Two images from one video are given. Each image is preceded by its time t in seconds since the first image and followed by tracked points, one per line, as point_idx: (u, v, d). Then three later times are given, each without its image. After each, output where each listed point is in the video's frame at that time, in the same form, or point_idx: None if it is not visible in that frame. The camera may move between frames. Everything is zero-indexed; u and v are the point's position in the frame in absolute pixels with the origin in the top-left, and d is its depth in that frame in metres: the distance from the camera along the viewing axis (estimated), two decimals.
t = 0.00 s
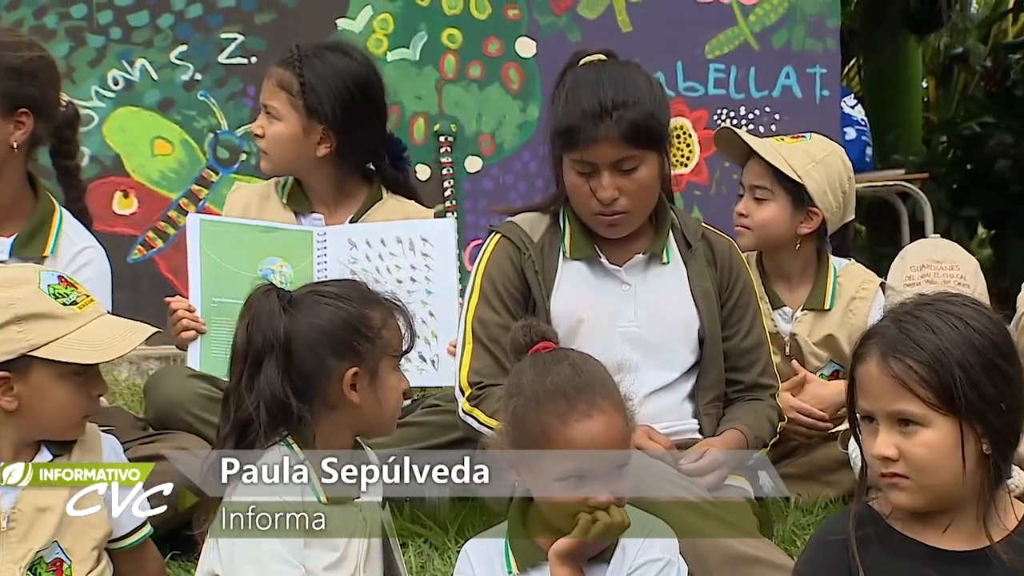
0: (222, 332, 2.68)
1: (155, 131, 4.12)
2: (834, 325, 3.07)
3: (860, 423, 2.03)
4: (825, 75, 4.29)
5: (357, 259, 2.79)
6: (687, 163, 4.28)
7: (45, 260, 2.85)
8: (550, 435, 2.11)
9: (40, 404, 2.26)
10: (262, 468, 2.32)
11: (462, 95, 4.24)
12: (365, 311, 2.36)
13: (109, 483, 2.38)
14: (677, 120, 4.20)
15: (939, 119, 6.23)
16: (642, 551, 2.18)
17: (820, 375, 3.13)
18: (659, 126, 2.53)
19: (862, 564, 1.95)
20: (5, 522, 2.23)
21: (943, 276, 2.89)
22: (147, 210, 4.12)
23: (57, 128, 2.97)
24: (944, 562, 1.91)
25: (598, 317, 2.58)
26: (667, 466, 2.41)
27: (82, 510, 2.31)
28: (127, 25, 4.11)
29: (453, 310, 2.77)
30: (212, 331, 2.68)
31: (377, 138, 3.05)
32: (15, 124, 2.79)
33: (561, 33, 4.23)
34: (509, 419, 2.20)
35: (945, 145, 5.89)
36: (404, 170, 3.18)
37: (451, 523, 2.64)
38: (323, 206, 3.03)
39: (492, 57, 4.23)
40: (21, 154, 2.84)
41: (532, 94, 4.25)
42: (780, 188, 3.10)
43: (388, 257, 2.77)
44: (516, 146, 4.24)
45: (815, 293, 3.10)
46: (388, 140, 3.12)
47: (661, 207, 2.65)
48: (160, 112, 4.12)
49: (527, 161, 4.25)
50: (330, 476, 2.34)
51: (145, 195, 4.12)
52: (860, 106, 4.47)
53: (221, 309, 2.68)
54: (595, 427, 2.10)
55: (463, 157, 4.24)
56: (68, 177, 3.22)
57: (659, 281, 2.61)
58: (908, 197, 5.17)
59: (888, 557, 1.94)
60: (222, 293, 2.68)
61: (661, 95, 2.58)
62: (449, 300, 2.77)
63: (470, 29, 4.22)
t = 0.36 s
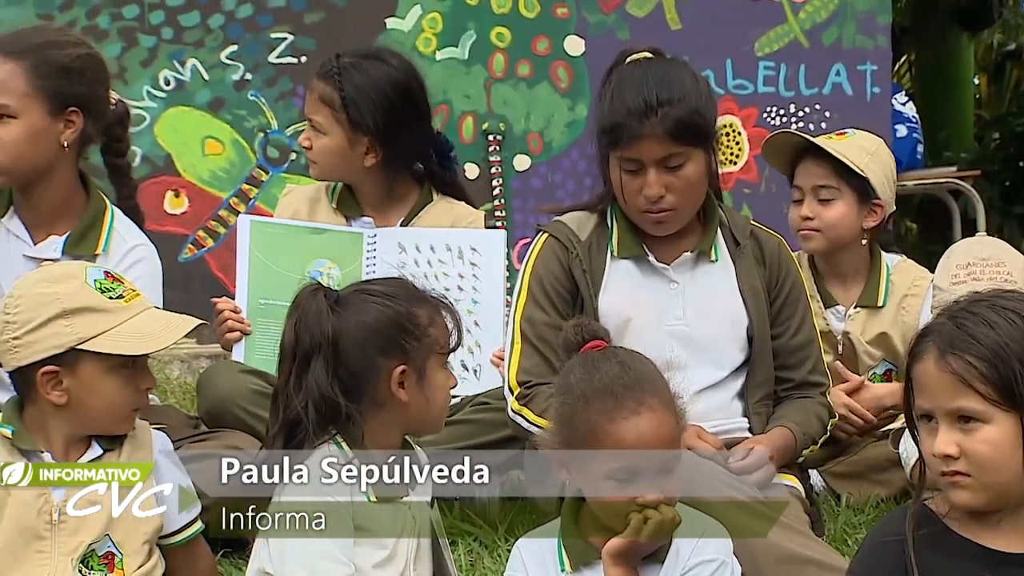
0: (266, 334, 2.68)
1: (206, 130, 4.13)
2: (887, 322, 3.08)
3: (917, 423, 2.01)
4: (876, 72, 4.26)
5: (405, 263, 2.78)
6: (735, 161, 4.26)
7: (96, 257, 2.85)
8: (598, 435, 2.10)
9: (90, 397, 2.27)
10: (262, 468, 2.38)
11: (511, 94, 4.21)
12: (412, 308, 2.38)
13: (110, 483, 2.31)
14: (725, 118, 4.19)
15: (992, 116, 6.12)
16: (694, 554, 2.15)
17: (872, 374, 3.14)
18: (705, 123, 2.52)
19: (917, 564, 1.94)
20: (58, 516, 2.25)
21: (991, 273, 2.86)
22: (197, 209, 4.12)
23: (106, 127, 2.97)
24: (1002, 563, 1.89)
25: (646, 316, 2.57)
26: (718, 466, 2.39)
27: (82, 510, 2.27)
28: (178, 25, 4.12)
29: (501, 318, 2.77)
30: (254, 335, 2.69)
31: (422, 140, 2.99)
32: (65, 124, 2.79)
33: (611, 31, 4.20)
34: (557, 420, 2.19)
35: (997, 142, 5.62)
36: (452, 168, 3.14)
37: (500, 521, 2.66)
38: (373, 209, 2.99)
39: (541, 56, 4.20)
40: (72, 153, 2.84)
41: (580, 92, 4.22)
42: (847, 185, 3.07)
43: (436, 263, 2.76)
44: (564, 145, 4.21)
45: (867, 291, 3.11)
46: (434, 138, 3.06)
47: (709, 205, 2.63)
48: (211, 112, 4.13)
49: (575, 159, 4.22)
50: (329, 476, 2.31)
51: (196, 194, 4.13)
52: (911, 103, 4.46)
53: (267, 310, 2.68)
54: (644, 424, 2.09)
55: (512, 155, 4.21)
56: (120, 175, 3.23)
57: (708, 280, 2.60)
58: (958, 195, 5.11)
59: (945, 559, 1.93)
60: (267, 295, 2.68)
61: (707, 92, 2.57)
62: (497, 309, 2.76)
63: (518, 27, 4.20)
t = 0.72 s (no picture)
0: (316, 336, 2.72)
1: (252, 131, 4.03)
2: (935, 322, 3.06)
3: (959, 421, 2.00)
4: (925, 71, 4.14)
5: (453, 266, 2.84)
6: (782, 161, 4.16)
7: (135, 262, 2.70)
8: (624, 422, 2.10)
9: (133, 393, 2.27)
10: (263, 468, 2.39)
11: (556, 95, 4.10)
12: (454, 310, 2.39)
13: (110, 483, 2.30)
14: (773, 117, 4.09)
15: None
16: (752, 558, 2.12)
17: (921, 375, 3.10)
18: (752, 122, 2.50)
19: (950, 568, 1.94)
20: (96, 516, 2.28)
21: None
22: (243, 210, 4.02)
23: (149, 132, 2.91)
24: None
25: (693, 315, 2.57)
26: (770, 466, 2.38)
27: (83, 510, 2.28)
28: (223, 26, 4.01)
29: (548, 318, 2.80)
30: (305, 338, 2.72)
31: (464, 140, 2.99)
32: (110, 128, 2.68)
33: (656, 31, 4.09)
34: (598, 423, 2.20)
35: None
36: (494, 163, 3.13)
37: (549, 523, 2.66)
38: (419, 212, 2.99)
39: (585, 56, 4.10)
40: (115, 157, 2.72)
41: (625, 91, 4.11)
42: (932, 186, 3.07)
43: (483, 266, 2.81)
44: (610, 145, 4.11)
45: (915, 290, 3.08)
46: (477, 134, 3.05)
47: (756, 204, 2.62)
48: (256, 113, 4.03)
49: (621, 160, 4.11)
50: (329, 476, 2.31)
51: (242, 195, 4.02)
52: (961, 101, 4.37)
53: (318, 313, 2.73)
54: (670, 414, 2.05)
55: (557, 156, 4.11)
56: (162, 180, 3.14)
57: (754, 280, 2.60)
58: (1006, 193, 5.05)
59: (976, 557, 1.93)
60: (318, 298, 2.74)
61: (754, 90, 2.56)
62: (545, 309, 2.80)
63: (563, 28, 4.09)
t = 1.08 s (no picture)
0: (360, 341, 2.76)
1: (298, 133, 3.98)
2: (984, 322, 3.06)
3: (996, 425, 1.98)
4: (973, 71, 4.13)
5: (494, 268, 2.84)
6: (829, 160, 4.12)
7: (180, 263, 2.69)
8: (674, 425, 2.09)
9: (185, 393, 2.28)
10: (262, 469, 2.38)
11: (601, 95, 4.08)
12: (501, 312, 2.41)
13: (110, 483, 2.27)
14: (820, 116, 4.06)
15: None
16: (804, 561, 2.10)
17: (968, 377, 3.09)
18: (801, 122, 2.52)
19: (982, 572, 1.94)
20: (153, 516, 2.26)
21: None
22: (290, 212, 3.97)
23: (189, 135, 2.88)
24: None
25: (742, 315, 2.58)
26: (819, 466, 2.40)
27: (82, 510, 2.26)
28: (271, 28, 3.97)
29: (589, 320, 2.79)
30: (349, 343, 2.76)
31: (511, 141, 3.00)
32: (153, 131, 2.67)
33: (702, 31, 4.07)
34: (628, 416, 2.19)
35: None
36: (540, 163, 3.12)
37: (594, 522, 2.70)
38: (466, 214, 3.00)
39: (630, 56, 4.08)
40: (157, 160, 2.71)
41: (671, 92, 4.09)
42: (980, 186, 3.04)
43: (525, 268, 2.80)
44: (655, 146, 4.08)
45: (963, 290, 3.08)
46: (524, 134, 3.05)
47: (806, 205, 2.63)
48: (302, 116, 3.99)
49: (667, 160, 4.08)
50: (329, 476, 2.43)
51: (289, 197, 3.97)
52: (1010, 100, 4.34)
53: (361, 319, 2.75)
54: (688, 424, 2.09)
55: (602, 156, 4.08)
56: (205, 180, 3.14)
57: (804, 280, 2.60)
58: None
59: (1005, 558, 1.93)
60: (360, 305, 2.75)
61: (804, 91, 2.57)
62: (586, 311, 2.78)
63: (608, 28, 4.07)
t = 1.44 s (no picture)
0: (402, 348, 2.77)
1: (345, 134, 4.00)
2: None
3: None
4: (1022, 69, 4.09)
5: (538, 269, 2.82)
6: (877, 160, 4.10)
7: (231, 260, 2.70)
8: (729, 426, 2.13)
9: (236, 401, 2.29)
10: (263, 468, 2.29)
11: (647, 95, 4.07)
12: (544, 311, 2.40)
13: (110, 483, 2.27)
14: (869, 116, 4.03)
15: None
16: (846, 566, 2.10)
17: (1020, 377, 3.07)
18: (853, 121, 2.52)
19: None
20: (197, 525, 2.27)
21: None
22: (336, 213, 3.98)
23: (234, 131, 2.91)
24: None
25: (791, 316, 2.62)
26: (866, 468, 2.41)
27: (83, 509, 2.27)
28: (317, 29, 3.99)
29: (634, 320, 2.76)
30: (394, 350, 2.79)
31: (557, 137, 2.99)
32: (199, 130, 2.67)
33: (749, 30, 4.05)
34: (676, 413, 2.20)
35: None
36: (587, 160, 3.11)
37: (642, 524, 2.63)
38: (510, 211, 3.01)
39: (677, 56, 4.06)
40: (205, 157, 2.70)
41: (718, 92, 4.06)
42: None
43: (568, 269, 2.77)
44: (701, 145, 4.06)
45: (1014, 289, 3.07)
46: (569, 131, 3.03)
47: (857, 206, 2.66)
48: (349, 115, 4.00)
49: (714, 160, 4.06)
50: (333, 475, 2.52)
51: (336, 198, 3.99)
52: None
53: (405, 327, 2.77)
54: (703, 415, 2.16)
55: (648, 156, 4.07)
56: (250, 177, 3.12)
57: (854, 280, 2.64)
58: None
59: None
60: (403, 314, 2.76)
61: (856, 88, 2.58)
62: (630, 310, 2.76)
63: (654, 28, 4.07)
